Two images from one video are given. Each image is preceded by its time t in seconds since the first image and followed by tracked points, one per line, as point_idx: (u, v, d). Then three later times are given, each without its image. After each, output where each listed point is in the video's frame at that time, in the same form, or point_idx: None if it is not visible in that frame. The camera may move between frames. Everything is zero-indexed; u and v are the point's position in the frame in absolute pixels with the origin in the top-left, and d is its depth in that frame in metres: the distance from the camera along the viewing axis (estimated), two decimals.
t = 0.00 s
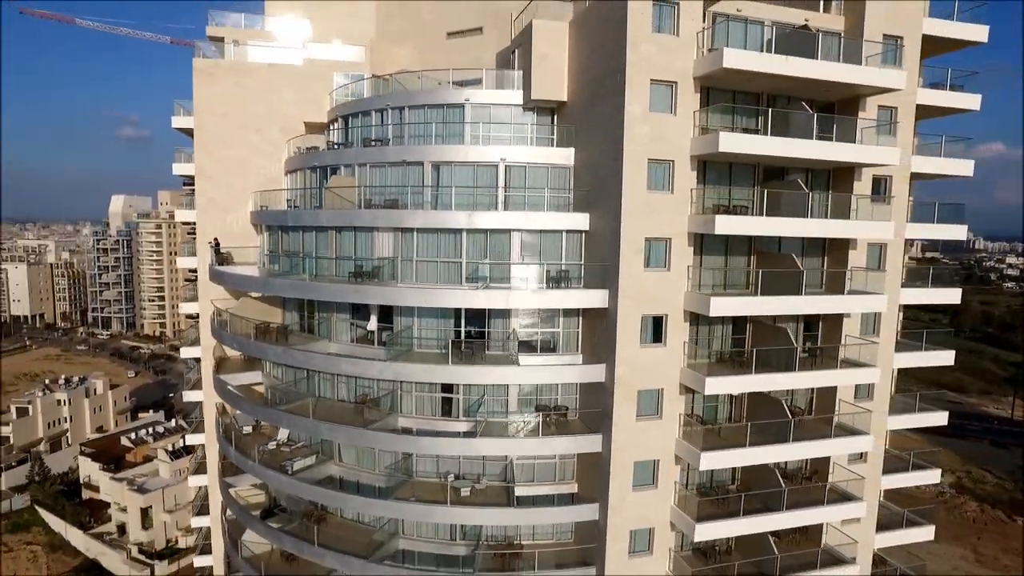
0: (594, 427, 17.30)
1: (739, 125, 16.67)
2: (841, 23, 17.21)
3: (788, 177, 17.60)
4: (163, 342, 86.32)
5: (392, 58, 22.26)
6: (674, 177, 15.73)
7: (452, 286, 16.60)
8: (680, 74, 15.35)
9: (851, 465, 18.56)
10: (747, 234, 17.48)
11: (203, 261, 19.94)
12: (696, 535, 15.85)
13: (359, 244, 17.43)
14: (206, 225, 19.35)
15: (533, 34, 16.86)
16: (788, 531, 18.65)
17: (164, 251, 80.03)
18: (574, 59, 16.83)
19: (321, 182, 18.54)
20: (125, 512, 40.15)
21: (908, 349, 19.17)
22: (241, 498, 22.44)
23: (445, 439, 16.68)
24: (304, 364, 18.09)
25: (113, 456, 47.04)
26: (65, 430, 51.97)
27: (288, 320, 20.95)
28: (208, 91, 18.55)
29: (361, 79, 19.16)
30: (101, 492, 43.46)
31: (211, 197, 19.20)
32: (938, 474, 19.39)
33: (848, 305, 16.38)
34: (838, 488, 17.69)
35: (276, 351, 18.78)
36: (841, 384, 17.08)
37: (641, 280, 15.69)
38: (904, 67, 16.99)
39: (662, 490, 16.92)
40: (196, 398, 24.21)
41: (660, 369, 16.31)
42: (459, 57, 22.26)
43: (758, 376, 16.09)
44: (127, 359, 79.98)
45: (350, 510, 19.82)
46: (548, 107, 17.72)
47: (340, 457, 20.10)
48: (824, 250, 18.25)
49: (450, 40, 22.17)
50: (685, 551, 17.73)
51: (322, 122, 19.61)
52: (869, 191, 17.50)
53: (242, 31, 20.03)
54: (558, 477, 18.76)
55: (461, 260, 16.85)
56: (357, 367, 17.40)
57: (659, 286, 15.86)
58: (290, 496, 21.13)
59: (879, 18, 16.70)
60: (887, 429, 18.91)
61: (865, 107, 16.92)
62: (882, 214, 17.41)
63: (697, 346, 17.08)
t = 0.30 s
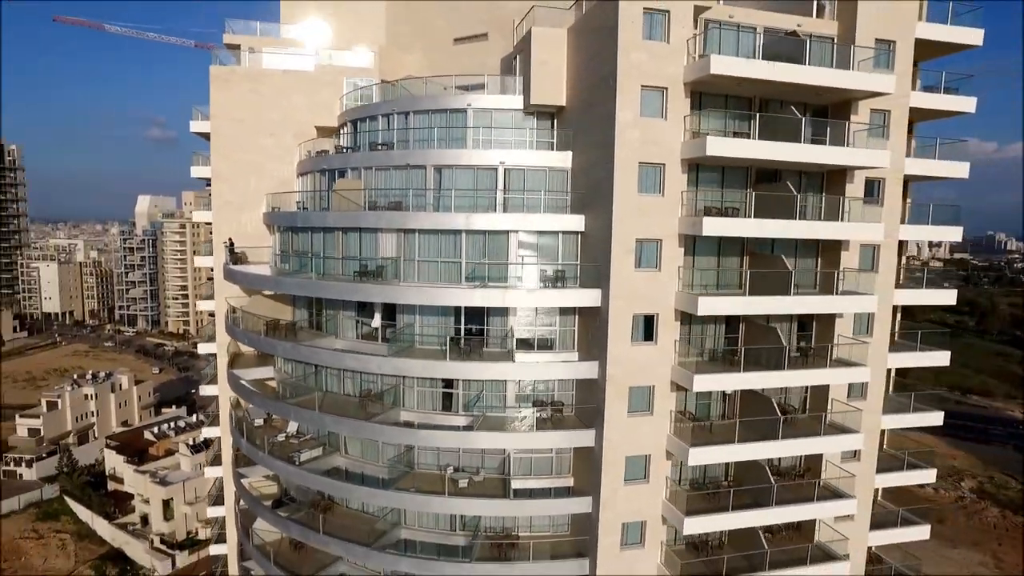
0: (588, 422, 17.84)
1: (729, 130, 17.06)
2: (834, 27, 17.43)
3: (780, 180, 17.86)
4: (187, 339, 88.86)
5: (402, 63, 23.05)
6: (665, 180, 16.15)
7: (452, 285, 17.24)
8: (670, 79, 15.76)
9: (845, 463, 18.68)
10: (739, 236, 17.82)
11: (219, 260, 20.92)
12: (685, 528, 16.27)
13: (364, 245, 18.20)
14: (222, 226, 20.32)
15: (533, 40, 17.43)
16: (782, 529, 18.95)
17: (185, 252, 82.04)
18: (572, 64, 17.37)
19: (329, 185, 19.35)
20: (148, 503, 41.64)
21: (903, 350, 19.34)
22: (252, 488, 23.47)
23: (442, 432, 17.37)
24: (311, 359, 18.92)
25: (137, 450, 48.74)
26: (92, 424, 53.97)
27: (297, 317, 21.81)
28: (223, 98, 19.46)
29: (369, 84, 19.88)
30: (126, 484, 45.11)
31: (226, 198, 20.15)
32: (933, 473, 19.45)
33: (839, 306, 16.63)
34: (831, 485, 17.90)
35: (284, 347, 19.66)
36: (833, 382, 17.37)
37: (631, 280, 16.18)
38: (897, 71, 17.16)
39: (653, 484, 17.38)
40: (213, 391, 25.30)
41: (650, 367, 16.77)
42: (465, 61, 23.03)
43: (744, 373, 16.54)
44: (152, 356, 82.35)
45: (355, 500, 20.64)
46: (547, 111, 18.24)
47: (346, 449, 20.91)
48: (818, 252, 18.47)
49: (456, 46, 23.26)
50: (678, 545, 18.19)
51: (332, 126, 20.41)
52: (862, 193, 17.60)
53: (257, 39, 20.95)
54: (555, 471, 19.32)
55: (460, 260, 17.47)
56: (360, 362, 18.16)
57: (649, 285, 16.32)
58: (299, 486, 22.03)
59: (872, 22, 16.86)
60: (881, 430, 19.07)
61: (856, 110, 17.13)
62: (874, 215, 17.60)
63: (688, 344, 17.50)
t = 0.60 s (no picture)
0: (585, 417, 18.39)
1: (725, 133, 17.34)
2: (830, 31, 17.65)
3: (775, 182, 18.17)
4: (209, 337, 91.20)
5: (412, 68, 23.77)
6: (659, 183, 16.61)
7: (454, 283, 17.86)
8: (664, 85, 16.19)
9: (840, 461, 18.84)
10: (734, 237, 18.20)
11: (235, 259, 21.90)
12: (676, 521, 16.79)
13: (371, 245, 18.95)
14: (238, 226, 21.26)
15: (535, 47, 18.00)
16: (778, 525, 19.25)
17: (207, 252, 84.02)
18: (573, 69, 17.89)
19: (339, 187, 20.17)
20: (170, 495, 43.04)
21: (899, 350, 19.51)
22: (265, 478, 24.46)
23: (443, 425, 18.08)
24: (320, 354, 19.74)
25: (161, 443, 50.40)
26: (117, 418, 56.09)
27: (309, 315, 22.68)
28: (240, 103, 20.37)
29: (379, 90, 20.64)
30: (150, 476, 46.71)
31: (242, 200, 21.08)
32: (932, 472, 19.56)
33: (831, 306, 16.87)
34: (824, 482, 18.27)
35: (295, 343, 20.53)
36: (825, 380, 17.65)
37: (625, 279, 16.68)
38: (891, 75, 17.33)
39: (648, 478, 17.84)
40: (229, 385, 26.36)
41: (644, 364, 17.24)
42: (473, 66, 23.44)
43: (734, 371, 16.89)
44: (175, 353, 84.66)
45: (362, 490, 21.43)
46: (549, 116, 18.78)
47: (354, 442, 21.72)
48: (813, 253, 18.69)
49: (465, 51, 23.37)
50: (673, 539, 18.62)
51: (342, 131, 21.20)
52: (856, 195, 17.75)
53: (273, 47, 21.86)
54: (554, 465, 19.82)
55: (462, 261, 18.08)
56: (366, 357, 18.92)
57: (643, 285, 16.79)
58: (310, 477, 22.88)
59: (867, 26, 17.01)
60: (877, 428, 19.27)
61: (850, 113, 17.28)
62: (867, 217, 17.76)
63: (684, 343, 17.97)
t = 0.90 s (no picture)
0: (585, 412, 18.91)
1: (724, 136, 17.52)
2: (828, 34, 17.91)
3: (772, 184, 18.37)
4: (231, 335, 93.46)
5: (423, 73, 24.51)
6: (656, 185, 17.07)
7: (458, 282, 18.46)
8: (660, 90, 16.64)
9: (836, 459, 19.14)
10: (731, 238, 18.56)
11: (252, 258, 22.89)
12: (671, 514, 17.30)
13: (380, 244, 19.72)
14: (255, 226, 22.24)
15: (538, 53, 18.58)
16: (776, 521, 19.71)
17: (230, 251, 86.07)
18: (575, 74, 18.40)
19: (351, 189, 20.99)
20: (192, 488, 44.60)
21: (898, 350, 19.69)
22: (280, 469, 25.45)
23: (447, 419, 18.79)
24: (330, 350, 20.60)
25: (184, 437, 52.03)
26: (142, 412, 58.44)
27: (321, 312, 23.56)
28: (257, 108, 21.30)
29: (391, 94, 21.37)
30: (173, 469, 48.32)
31: (259, 201, 22.05)
32: (931, 471, 19.71)
33: (825, 305, 17.13)
34: (819, 479, 18.66)
35: (307, 339, 21.42)
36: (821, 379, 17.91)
37: (622, 278, 17.17)
38: (888, 78, 17.54)
39: (645, 472, 18.33)
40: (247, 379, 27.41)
41: (640, 361, 17.73)
42: (482, 71, 23.92)
43: (728, 369, 17.28)
44: (199, 350, 86.96)
45: (371, 481, 22.23)
46: (553, 120, 19.27)
47: (363, 434, 22.53)
48: (811, 254, 18.89)
49: (475, 57, 23.96)
50: (671, 532, 19.31)
51: (353, 134, 22.01)
52: (852, 197, 17.95)
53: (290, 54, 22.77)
54: (555, 459, 20.37)
55: (465, 260, 18.67)
56: (374, 353, 19.71)
57: (640, 284, 17.26)
58: (321, 468, 23.77)
59: (864, 30, 17.19)
60: (874, 426, 19.55)
61: (846, 116, 17.45)
62: (863, 218, 18.00)
63: (681, 341, 18.41)
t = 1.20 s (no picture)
0: (586, 407, 19.46)
1: (723, 139, 17.90)
2: (829, 38, 18.16)
3: (771, 186, 18.67)
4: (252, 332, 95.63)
5: (435, 78, 25.24)
6: (655, 187, 17.50)
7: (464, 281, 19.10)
8: (659, 94, 17.08)
9: (835, 456, 19.35)
10: (731, 238, 18.87)
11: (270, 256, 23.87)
12: (668, 507, 17.83)
13: (390, 244, 20.51)
14: (273, 226, 23.21)
15: (543, 58, 19.16)
16: (774, 517, 19.96)
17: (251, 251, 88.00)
18: (579, 78, 18.93)
19: (364, 190, 21.82)
20: (214, 481, 46.14)
21: (898, 349, 19.89)
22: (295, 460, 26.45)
23: (452, 412, 19.50)
24: (342, 345, 21.45)
25: (206, 432, 53.67)
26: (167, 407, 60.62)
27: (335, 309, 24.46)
28: (275, 112, 22.25)
29: (403, 99, 22.08)
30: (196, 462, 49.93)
31: (277, 202, 23.00)
32: (931, 471, 19.86)
33: (822, 305, 17.40)
34: (817, 476, 18.92)
35: (320, 334, 22.31)
36: (819, 376, 18.13)
37: (622, 277, 17.67)
38: (887, 81, 17.75)
39: (643, 466, 18.83)
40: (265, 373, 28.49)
41: (639, 358, 18.23)
42: (494, 76, 24.27)
43: (725, 366, 17.69)
44: (221, 348, 89.20)
45: (381, 473, 23.07)
46: (558, 123, 19.78)
47: (373, 427, 23.35)
48: (811, 254, 19.14)
49: (486, 61, 24.42)
50: (670, 525, 19.78)
51: (366, 138, 22.82)
52: (851, 198, 18.21)
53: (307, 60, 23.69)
54: (558, 453, 20.94)
55: (471, 259, 19.32)
56: (383, 348, 20.51)
57: (639, 283, 17.75)
58: (334, 459, 24.67)
59: (861, 35, 17.49)
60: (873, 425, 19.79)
61: (845, 119, 17.72)
62: (862, 220, 18.24)
63: (680, 339, 18.92)
